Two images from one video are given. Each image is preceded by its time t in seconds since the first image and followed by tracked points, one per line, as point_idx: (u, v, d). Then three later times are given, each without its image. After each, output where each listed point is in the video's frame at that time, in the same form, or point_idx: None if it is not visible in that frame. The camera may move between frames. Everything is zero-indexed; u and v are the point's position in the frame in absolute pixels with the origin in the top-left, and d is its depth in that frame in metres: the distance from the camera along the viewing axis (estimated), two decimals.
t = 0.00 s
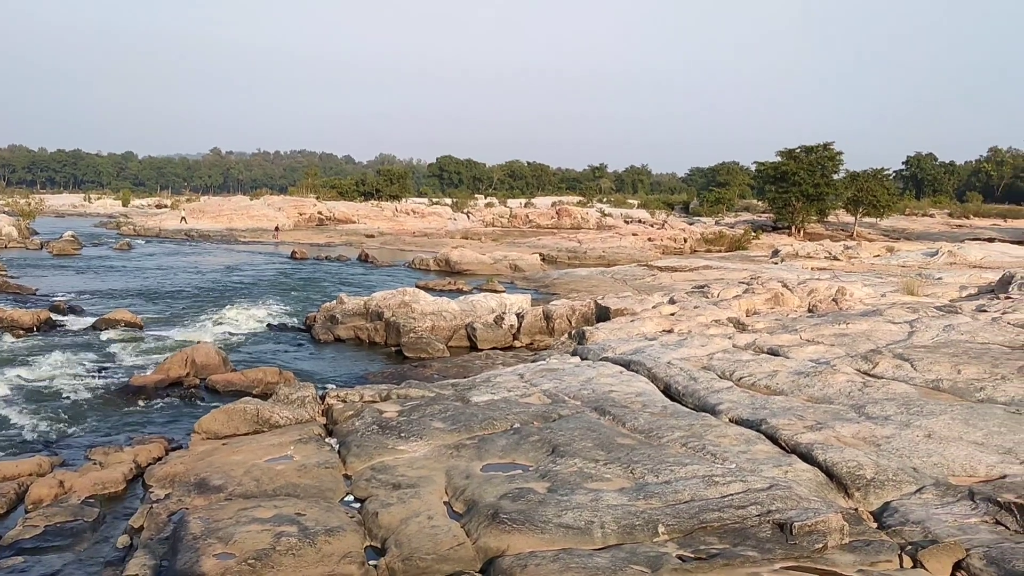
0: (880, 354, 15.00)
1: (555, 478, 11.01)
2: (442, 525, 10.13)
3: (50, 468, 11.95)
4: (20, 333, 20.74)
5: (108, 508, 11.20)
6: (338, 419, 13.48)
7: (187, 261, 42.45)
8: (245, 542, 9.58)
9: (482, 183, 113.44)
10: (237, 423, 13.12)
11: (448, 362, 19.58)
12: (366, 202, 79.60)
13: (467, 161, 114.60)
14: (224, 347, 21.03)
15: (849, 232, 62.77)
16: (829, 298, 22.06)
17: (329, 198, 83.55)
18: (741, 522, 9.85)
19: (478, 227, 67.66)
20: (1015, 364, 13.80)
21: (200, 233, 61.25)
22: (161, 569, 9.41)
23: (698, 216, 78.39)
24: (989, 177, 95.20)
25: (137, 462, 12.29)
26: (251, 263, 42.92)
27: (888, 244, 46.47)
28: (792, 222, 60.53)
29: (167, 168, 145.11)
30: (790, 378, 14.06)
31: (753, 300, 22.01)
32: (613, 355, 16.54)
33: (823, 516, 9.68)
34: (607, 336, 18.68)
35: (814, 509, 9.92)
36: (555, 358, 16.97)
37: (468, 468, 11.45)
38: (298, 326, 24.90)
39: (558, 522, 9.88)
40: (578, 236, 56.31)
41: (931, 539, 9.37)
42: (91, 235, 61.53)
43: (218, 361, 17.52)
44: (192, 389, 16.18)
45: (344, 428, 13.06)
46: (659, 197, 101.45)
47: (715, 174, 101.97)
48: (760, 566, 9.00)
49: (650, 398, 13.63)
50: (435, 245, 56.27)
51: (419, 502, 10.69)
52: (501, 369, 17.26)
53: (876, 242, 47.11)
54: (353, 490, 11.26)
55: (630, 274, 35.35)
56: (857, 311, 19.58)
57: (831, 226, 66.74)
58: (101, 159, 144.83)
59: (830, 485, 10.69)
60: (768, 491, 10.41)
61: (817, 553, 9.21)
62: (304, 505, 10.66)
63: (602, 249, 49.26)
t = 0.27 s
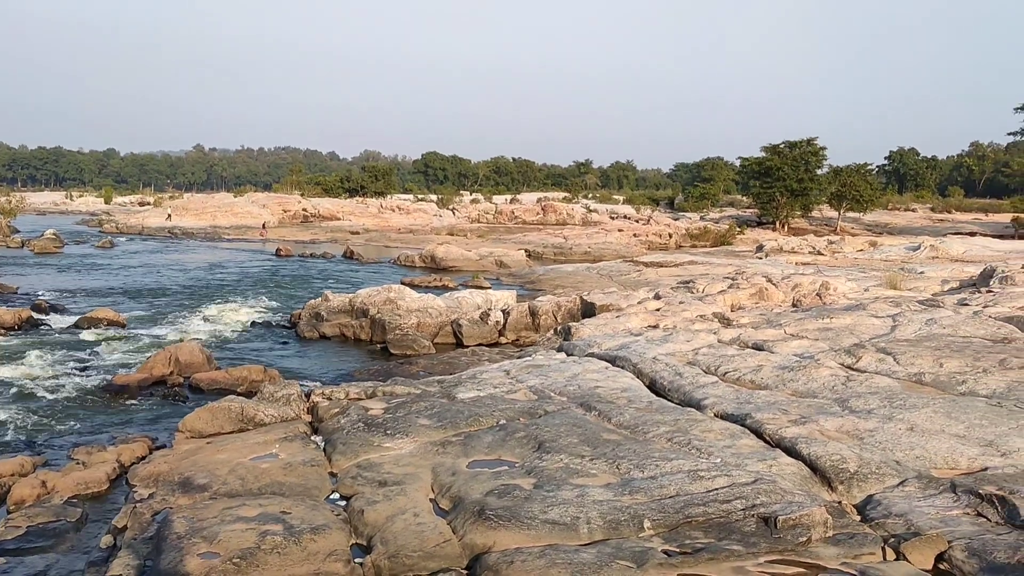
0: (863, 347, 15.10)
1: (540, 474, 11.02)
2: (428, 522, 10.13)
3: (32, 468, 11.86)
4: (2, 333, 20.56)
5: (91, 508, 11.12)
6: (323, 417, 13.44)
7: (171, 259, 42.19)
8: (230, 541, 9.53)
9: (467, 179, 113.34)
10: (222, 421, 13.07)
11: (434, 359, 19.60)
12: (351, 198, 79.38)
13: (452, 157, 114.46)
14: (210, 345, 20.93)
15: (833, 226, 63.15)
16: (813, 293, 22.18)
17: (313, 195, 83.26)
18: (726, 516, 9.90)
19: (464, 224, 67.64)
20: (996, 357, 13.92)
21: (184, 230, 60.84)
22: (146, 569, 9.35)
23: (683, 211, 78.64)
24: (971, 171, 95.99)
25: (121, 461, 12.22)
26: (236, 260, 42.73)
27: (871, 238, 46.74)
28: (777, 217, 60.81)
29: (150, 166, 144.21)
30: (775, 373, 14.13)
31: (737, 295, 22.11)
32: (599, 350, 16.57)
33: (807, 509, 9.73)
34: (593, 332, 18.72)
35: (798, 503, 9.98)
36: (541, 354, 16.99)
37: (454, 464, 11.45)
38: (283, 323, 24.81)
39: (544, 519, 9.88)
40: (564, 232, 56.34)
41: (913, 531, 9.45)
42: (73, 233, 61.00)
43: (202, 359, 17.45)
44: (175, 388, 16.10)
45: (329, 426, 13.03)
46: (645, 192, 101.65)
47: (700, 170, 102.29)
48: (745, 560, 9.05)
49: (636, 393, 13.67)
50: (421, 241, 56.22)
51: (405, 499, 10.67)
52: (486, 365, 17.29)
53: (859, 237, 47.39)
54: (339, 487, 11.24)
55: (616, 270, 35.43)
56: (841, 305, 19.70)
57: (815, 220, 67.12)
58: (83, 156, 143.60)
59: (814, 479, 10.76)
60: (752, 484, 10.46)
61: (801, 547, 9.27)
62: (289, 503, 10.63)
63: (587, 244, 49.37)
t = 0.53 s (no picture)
0: (852, 345, 15.16)
1: (531, 474, 11.03)
2: (419, 523, 10.12)
3: (20, 472, 11.79)
4: None
5: (80, 512, 11.08)
6: (314, 418, 13.43)
7: (159, 261, 42.06)
8: (220, 543, 9.50)
9: (456, 179, 113.33)
10: (212, 423, 13.04)
11: (424, 359, 19.61)
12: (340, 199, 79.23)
13: (441, 158, 114.44)
14: (199, 347, 20.88)
15: (822, 224, 63.38)
16: (802, 291, 22.24)
17: (302, 196, 83.08)
18: (716, 514, 9.92)
19: (453, 224, 67.64)
20: (984, 353, 14.00)
21: (172, 232, 60.62)
22: (135, 572, 9.30)
23: (672, 209, 78.80)
24: (958, 169, 96.41)
25: (110, 464, 12.18)
26: (225, 262, 42.61)
27: (860, 235, 46.91)
28: (765, 215, 60.95)
29: (138, 168, 143.72)
30: (764, 370, 14.18)
31: (727, 293, 22.16)
32: (589, 350, 16.59)
33: (797, 506, 9.76)
34: (582, 331, 18.75)
35: (788, 500, 10.00)
36: (531, 354, 17.00)
37: (445, 465, 11.45)
38: (272, 324, 24.77)
39: (535, 518, 9.88)
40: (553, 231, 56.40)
41: (903, 527, 9.49)
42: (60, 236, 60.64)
43: (191, 361, 17.43)
44: (165, 390, 16.06)
45: (320, 427, 13.02)
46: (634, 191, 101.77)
47: (689, 168, 102.49)
48: (735, 557, 9.06)
49: (626, 392, 13.69)
50: (410, 241, 56.19)
51: (395, 500, 10.66)
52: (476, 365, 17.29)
53: (848, 234, 47.57)
54: (330, 488, 11.22)
55: (605, 269, 35.49)
56: (829, 303, 19.76)
57: (803, 218, 67.35)
58: (70, 159, 142.87)
59: (804, 476, 10.78)
60: (742, 482, 10.48)
61: (791, 544, 9.30)
62: (279, 505, 10.60)
63: (577, 244, 49.44)
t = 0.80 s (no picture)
0: (837, 344, 15.23)
1: (519, 477, 11.03)
2: (407, 527, 10.10)
3: (4, 481, 11.71)
4: None
5: (65, 521, 11.00)
6: (300, 423, 13.39)
7: (144, 267, 41.82)
8: (207, 550, 9.45)
9: (443, 183, 113.35)
10: (197, 430, 12.99)
11: (411, 363, 19.63)
12: (325, 203, 79.05)
13: (427, 161, 114.46)
14: (186, 353, 20.79)
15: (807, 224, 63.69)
16: (788, 291, 22.32)
17: (287, 200, 82.86)
18: (704, 515, 9.93)
19: (440, 227, 67.64)
20: (968, 352, 14.09)
21: (157, 237, 60.32)
22: None
23: (658, 211, 79.00)
24: (941, 169, 97.15)
25: (95, 472, 12.11)
26: (210, 267, 42.42)
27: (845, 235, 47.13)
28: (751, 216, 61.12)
29: (122, 173, 143.10)
30: (751, 371, 14.22)
31: (713, 294, 22.23)
32: (576, 352, 16.60)
33: (784, 506, 9.79)
34: (569, 334, 18.76)
35: (775, 500, 10.02)
36: (518, 356, 17.01)
37: (432, 469, 11.43)
38: (259, 329, 24.69)
39: (523, 521, 9.87)
40: (539, 234, 56.46)
41: (890, 526, 9.52)
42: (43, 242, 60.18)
43: (177, 368, 17.39)
44: (150, 397, 15.99)
45: (306, 432, 12.98)
46: (619, 193, 101.99)
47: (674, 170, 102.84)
48: (723, 558, 9.07)
49: (613, 394, 13.71)
50: (396, 245, 56.15)
51: (383, 505, 10.64)
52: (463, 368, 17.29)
53: (833, 234, 47.79)
54: (317, 494, 11.19)
55: (592, 270, 35.56)
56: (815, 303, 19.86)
57: (788, 219, 67.69)
58: (54, 165, 141.93)
59: (791, 476, 10.82)
60: (730, 483, 10.50)
61: (778, 544, 9.32)
62: (267, 511, 10.56)
63: (563, 246, 49.53)
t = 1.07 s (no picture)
0: (819, 345, 15.32)
1: (503, 480, 11.02)
2: (391, 531, 10.07)
3: None
4: None
5: (45, 529, 10.90)
6: (284, 428, 13.35)
7: (125, 271, 41.48)
8: (189, 557, 9.38)
9: (426, 185, 113.18)
10: (179, 436, 12.92)
11: (394, 366, 19.61)
12: (308, 207, 78.70)
13: (410, 164, 114.32)
14: (168, 358, 20.66)
15: (789, 225, 64.07)
16: (770, 292, 22.43)
17: (269, 204, 82.44)
18: (688, 516, 9.96)
19: (423, 230, 67.55)
20: (947, 351, 14.21)
21: (138, 242, 59.86)
22: None
23: (642, 212, 79.22)
24: (920, 170, 97.99)
25: (75, 479, 12.01)
26: (192, 272, 42.15)
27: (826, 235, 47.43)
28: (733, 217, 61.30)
29: (102, 176, 141.97)
30: (733, 372, 14.28)
31: (696, 296, 22.31)
32: (560, 354, 16.62)
33: (766, 507, 9.83)
34: (553, 336, 18.77)
35: (758, 501, 10.06)
36: (502, 359, 17.00)
37: (416, 472, 11.41)
38: (242, 333, 24.57)
39: (508, 524, 9.86)
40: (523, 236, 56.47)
41: (871, 525, 9.59)
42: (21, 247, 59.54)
43: (158, 373, 17.31)
44: (131, 403, 15.89)
45: (290, 437, 12.93)
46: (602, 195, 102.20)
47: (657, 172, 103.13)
48: (707, 559, 9.09)
49: (597, 396, 13.73)
50: (380, 248, 56.03)
51: (367, 509, 10.60)
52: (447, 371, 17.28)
53: (814, 235, 48.05)
54: (300, 499, 11.15)
55: (575, 272, 35.63)
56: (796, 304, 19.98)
57: (770, 220, 68.06)
58: (33, 169, 140.53)
59: (774, 477, 10.87)
60: (713, 484, 10.53)
61: (761, 545, 9.35)
62: (249, 517, 10.50)
63: (546, 249, 49.57)
